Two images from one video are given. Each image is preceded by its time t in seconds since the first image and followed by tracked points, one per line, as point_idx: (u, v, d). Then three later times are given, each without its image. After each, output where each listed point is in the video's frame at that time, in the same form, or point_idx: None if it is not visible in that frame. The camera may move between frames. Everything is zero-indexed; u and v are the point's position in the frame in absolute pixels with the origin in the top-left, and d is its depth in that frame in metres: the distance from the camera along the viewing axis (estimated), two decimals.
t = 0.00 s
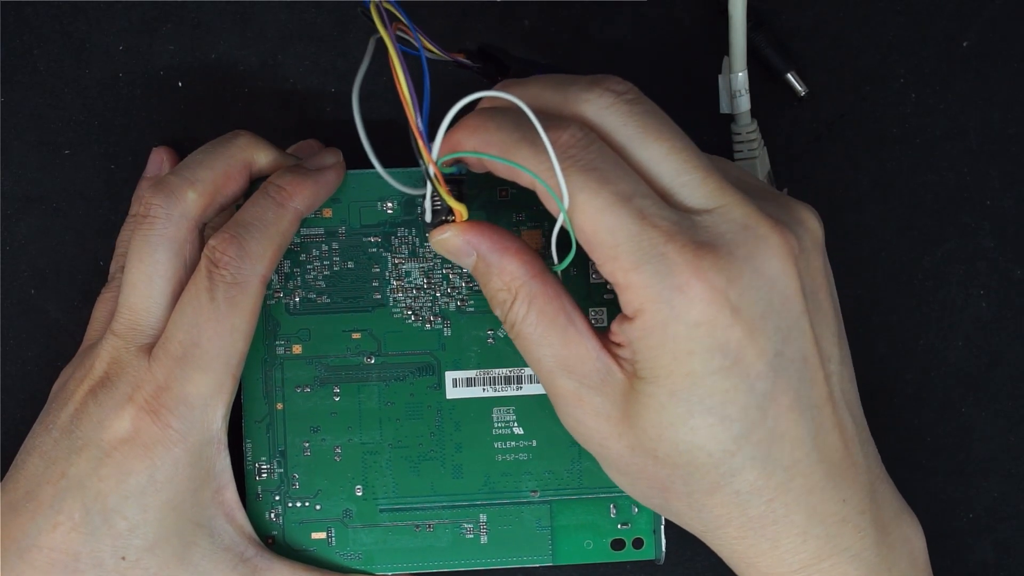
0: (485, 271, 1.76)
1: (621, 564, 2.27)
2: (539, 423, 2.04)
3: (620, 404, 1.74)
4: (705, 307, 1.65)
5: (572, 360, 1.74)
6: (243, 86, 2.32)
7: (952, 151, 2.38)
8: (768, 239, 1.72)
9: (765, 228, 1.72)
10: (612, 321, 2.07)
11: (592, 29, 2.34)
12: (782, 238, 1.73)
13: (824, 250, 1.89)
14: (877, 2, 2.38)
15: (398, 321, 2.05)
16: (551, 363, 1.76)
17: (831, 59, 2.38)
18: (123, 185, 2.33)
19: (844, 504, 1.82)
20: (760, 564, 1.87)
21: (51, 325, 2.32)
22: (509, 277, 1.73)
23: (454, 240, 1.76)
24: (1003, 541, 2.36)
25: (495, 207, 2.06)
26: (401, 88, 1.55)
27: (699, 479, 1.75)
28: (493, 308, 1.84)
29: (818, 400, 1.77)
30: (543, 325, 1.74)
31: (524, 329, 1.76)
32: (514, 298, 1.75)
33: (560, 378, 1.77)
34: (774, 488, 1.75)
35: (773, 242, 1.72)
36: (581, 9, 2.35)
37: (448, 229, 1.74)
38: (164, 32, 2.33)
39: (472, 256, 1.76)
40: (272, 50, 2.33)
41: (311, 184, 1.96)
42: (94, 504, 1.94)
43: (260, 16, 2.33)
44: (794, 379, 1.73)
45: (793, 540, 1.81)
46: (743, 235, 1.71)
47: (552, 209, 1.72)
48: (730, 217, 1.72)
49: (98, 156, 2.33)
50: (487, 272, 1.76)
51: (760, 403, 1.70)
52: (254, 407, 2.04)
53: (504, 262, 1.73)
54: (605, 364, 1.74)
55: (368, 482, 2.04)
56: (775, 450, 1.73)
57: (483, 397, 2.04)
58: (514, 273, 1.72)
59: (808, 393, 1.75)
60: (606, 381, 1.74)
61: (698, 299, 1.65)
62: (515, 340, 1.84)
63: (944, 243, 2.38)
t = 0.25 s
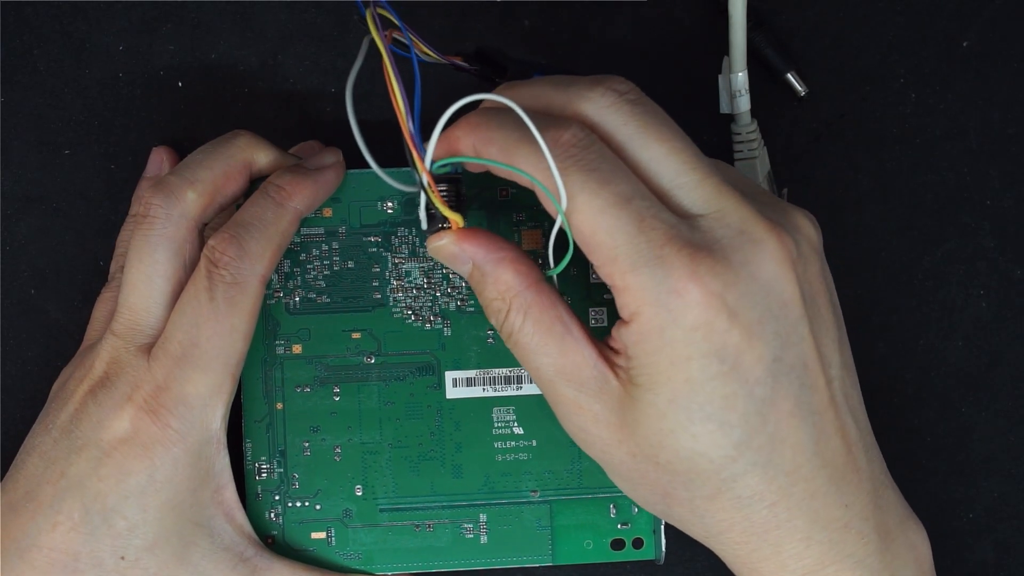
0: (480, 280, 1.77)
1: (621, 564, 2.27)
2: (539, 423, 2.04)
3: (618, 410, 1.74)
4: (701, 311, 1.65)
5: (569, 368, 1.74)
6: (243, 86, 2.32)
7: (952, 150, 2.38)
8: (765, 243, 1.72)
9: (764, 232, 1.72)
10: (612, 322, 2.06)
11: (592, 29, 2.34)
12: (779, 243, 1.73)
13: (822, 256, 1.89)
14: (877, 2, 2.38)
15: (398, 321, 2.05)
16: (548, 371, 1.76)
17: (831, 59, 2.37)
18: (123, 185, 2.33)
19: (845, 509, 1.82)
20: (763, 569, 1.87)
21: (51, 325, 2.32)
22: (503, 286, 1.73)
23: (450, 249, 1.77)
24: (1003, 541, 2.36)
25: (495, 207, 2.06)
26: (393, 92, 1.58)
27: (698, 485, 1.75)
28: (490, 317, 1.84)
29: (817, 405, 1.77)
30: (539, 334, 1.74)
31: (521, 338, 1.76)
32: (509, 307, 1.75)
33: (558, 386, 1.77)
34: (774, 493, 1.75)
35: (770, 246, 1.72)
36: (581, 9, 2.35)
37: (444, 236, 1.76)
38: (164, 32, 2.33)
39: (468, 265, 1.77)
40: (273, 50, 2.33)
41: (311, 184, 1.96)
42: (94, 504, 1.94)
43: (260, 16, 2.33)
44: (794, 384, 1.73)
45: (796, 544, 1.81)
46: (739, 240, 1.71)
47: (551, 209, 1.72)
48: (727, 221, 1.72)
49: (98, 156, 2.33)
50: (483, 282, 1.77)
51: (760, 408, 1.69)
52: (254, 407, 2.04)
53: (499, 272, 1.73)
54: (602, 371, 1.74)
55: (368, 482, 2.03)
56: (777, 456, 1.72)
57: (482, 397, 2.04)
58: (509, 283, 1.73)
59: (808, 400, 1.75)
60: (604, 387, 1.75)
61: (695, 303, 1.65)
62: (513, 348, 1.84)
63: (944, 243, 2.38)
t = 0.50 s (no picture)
0: (482, 281, 1.77)
1: (621, 564, 2.27)
2: (538, 424, 2.04)
3: (623, 412, 1.74)
4: (708, 311, 1.65)
5: (573, 370, 1.74)
6: (243, 86, 2.32)
7: (952, 151, 2.38)
8: (770, 242, 1.72)
9: (769, 233, 1.73)
10: (612, 322, 2.07)
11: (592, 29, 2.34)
12: (783, 242, 1.73)
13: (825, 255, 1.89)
14: (877, 3, 2.38)
15: (398, 321, 2.05)
16: (551, 373, 1.76)
17: (831, 59, 2.37)
18: (123, 185, 2.33)
19: (848, 508, 1.82)
20: (769, 568, 1.87)
21: (51, 325, 2.32)
22: (505, 287, 1.73)
23: (452, 249, 1.77)
24: (1003, 541, 2.36)
25: (495, 207, 2.06)
26: (398, 93, 1.58)
27: (703, 483, 1.75)
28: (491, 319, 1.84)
29: (820, 404, 1.77)
30: (542, 335, 1.73)
31: (523, 339, 1.76)
32: (511, 308, 1.75)
33: (562, 389, 1.77)
34: (779, 492, 1.75)
35: (775, 245, 1.72)
36: (582, 9, 2.35)
37: (446, 236, 1.75)
38: (164, 32, 2.33)
39: (470, 265, 1.77)
40: (273, 50, 2.33)
41: (311, 183, 1.96)
42: (95, 504, 1.94)
43: (260, 16, 2.33)
44: (799, 384, 1.73)
45: (802, 543, 1.81)
46: (744, 239, 1.71)
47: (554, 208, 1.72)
48: (731, 220, 1.72)
49: (98, 156, 2.34)
50: (484, 282, 1.77)
51: (766, 408, 1.70)
52: (253, 406, 2.04)
53: (501, 273, 1.74)
54: (606, 372, 1.73)
55: (367, 481, 2.04)
56: (782, 455, 1.73)
57: (482, 397, 2.04)
58: (511, 284, 1.73)
59: (813, 400, 1.75)
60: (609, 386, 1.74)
61: (702, 303, 1.64)
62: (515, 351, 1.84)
63: (944, 243, 2.38)
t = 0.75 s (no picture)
0: (473, 305, 1.78)
1: (622, 564, 2.26)
2: (538, 421, 2.03)
3: (634, 417, 1.72)
4: (720, 310, 1.65)
5: (571, 383, 1.74)
6: (243, 86, 2.33)
7: (951, 150, 2.38)
8: (783, 242, 1.71)
9: (782, 231, 1.73)
10: (611, 321, 2.06)
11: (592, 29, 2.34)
12: (797, 240, 1.73)
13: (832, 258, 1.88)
14: (877, 3, 2.38)
15: (397, 319, 2.05)
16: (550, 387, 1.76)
17: (831, 59, 2.37)
18: (123, 185, 2.33)
19: (859, 506, 1.82)
20: (780, 568, 1.86)
21: (51, 326, 2.32)
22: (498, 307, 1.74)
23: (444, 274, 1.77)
24: (1004, 541, 2.35)
25: (495, 205, 2.06)
26: (397, 92, 1.66)
27: (715, 485, 1.74)
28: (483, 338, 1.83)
29: (835, 401, 1.77)
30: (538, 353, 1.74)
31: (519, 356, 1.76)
32: (505, 331, 1.76)
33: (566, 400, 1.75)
34: (790, 491, 1.75)
35: (789, 244, 1.72)
36: (582, 9, 2.35)
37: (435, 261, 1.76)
38: (164, 32, 2.33)
39: (460, 289, 1.78)
40: (273, 50, 2.33)
41: (310, 183, 1.96)
42: (97, 503, 1.93)
43: (260, 16, 2.33)
44: (811, 383, 1.73)
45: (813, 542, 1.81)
46: (757, 236, 1.71)
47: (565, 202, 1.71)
48: (745, 219, 1.72)
49: (98, 156, 2.34)
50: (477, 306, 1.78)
51: (780, 408, 1.69)
52: (254, 404, 2.04)
53: (492, 293, 1.75)
54: (607, 380, 1.73)
55: (367, 478, 2.03)
56: (794, 454, 1.72)
57: (481, 395, 2.04)
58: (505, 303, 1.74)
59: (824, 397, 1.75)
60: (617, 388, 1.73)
61: (716, 304, 1.64)
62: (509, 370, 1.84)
63: (944, 243, 2.37)
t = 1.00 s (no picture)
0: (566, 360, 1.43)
1: (622, 564, 2.24)
2: (530, 418, 2.06)
3: (810, 361, 1.65)
4: (840, 296, 1.60)
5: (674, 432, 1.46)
6: (242, 86, 2.35)
7: (971, 141, 2.25)
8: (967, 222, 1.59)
9: (930, 227, 1.55)
10: (604, 320, 2.05)
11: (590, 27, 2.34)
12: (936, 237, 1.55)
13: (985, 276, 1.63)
14: None
15: (392, 317, 2.09)
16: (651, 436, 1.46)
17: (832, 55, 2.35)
18: (123, 184, 2.36)
19: (913, 507, 1.80)
20: (830, 530, 1.82)
21: (51, 325, 2.36)
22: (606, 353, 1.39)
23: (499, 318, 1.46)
24: (1002, 541, 2.25)
25: (487, 205, 2.09)
26: (357, 106, 1.74)
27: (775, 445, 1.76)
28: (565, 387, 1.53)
29: (934, 409, 1.68)
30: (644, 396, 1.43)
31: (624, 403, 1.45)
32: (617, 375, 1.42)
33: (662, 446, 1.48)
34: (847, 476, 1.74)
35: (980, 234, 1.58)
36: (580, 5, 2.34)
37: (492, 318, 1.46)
38: (164, 33, 2.36)
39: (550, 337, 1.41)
40: (272, 50, 2.35)
41: (307, 183, 2.00)
42: (108, 497, 1.96)
43: (259, 16, 2.35)
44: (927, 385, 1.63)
45: (853, 507, 1.78)
46: (880, 224, 1.57)
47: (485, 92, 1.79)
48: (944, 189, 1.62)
49: (98, 156, 2.37)
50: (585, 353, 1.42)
51: (888, 371, 1.60)
52: (254, 399, 2.10)
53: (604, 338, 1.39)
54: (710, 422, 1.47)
55: (362, 472, 2.08)
56: (879, 419, 1.65)
57: (473, 392, 2.07)
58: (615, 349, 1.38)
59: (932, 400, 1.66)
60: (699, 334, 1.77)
61: (842, 288, 1.59)
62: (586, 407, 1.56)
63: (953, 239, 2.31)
